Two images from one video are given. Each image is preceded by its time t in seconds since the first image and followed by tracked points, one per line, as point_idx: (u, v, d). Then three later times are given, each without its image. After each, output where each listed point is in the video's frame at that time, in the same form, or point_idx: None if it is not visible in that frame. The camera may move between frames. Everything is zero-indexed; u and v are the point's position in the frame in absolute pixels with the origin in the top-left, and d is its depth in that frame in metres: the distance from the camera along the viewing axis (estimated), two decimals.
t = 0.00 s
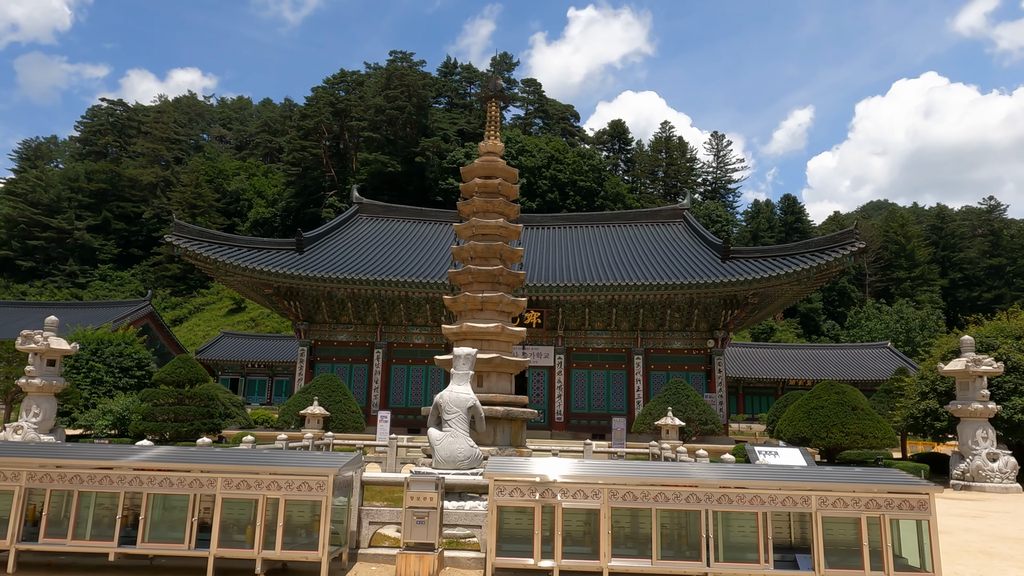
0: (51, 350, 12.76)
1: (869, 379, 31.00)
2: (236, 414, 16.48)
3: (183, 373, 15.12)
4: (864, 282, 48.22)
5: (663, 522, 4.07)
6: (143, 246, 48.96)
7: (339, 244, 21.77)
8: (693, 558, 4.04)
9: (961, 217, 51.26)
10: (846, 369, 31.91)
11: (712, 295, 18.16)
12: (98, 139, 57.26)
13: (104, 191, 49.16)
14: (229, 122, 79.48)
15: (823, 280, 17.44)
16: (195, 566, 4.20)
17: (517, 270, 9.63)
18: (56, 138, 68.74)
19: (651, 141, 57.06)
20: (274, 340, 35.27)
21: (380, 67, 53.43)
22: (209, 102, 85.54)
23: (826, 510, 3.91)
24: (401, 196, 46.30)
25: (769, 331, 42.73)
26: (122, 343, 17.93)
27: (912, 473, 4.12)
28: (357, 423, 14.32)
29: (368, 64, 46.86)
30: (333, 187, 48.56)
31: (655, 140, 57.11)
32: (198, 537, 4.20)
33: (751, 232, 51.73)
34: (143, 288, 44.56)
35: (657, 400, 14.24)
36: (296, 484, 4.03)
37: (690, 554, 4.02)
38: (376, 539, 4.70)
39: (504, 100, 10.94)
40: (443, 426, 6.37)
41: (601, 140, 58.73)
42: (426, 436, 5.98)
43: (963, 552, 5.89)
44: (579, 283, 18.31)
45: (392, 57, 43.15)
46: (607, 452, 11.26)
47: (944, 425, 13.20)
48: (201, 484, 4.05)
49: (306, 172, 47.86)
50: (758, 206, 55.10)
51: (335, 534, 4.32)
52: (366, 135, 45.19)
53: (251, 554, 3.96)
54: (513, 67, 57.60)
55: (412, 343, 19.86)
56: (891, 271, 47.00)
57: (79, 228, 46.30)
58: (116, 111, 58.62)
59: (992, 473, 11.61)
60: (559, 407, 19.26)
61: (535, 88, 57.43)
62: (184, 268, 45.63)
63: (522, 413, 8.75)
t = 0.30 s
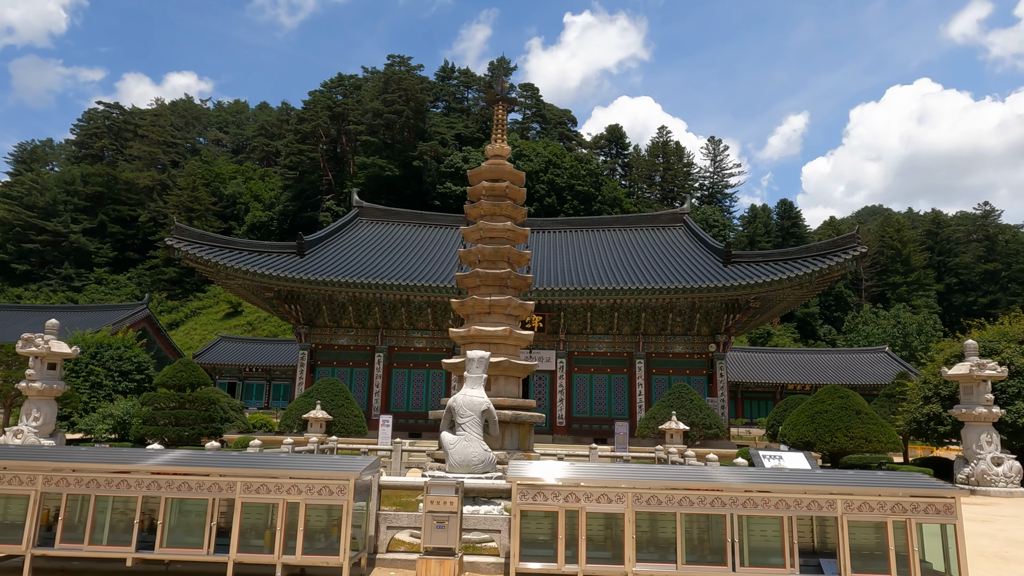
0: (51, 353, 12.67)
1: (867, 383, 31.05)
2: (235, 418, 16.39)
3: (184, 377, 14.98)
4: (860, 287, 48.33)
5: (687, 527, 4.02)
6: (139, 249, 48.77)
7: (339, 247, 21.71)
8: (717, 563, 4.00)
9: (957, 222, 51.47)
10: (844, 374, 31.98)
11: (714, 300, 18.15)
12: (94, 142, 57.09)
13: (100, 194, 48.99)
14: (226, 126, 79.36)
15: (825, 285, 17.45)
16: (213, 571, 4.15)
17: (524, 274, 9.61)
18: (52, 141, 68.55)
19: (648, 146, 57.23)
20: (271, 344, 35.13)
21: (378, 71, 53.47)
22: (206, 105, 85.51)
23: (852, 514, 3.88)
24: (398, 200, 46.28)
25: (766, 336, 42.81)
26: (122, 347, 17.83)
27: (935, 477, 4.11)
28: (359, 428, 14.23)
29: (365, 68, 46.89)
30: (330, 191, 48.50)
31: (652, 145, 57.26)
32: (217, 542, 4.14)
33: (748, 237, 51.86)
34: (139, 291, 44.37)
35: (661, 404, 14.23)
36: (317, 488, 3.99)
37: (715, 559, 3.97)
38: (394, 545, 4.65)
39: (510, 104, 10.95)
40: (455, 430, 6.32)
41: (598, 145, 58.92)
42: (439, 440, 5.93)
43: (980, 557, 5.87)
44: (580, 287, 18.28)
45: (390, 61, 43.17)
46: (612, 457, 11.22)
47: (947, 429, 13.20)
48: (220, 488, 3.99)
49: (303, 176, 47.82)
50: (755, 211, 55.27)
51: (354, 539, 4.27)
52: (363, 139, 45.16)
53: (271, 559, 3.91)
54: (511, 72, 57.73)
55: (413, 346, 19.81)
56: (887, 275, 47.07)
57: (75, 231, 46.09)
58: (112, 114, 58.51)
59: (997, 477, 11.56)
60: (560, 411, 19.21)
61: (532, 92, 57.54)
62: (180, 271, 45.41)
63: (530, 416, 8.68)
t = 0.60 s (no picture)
0: (52, 354, 12.54)
1: (864, 385, 31.10)
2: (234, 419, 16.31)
3: (186, 378, 14.84)
4: (856, 289, 48.43)
5: (711, 531, 3.99)
6: (135, 249, 48.54)
7: (339, 248, 21.62)
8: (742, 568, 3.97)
9: (952, 224, 51.65)
10: (842, 375, 32.03)
11: (715, 301, 18.17)
12: (89, 142, 56.80)
13: (96, 194, 48.76)
14: (222, 126, 79.09)
15: (826, 287, 17.49)
16: None
17: (532, 275, 9.58)
18: (46, 140, 68.20)
19: (644, 148, 57.30)
20: (269, 345, 35.00)
21: (375, 72, 53.39)
22: (201, 105, 85.22)
23: (878, 518, 3.86)
24: (395, 201, 46.22)
25: (763, 338, 42.90)
26: (121, 347, 17.73)
27: (959, 481, 4.11)
28: (362, 430, 14.13)
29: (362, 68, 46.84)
30: (327, 191, 48.42)
31: (649, 147, 57.32)
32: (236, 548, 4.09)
33: (744, 238, 51.99)
34: (134, 292, 44.14)
35: (665, 405, 14.25)
36: (338, 492, 3.95)
37: (739, 564, 3.93)
38: (412, 549, 4.62)
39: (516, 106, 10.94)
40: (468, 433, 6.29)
41: (595, 146, 59.01)
42: (452, 443, 5.90)
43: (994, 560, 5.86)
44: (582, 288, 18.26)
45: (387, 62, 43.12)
46: (618, 459, 11.21)
47: (950, 431, 13.24)
48: (239, 493, 3.95)
49: (300, 176, 47.74)
50: (751, 213, 55.39)
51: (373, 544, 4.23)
52: (360, 139, 45.11)
53: (292, 564, 3.87)
54: (508, 73, 57.76)
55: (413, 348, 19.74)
56: (882, 277, 47.17)
57: (70, 231, 45.86)
58: (107, 114, 58.26)
59: (1001, 479, 11.60)
60: (561, 413, 19.19)
61: (529, 93, 57.57)
62: (176, 272, 45.18)
63: (538, 419, 8.62)
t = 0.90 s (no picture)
0: (55, 352, 12.43)
1: (861, 384, 31.21)
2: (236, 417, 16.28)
3: (189, 376, 14.82)
4: (852, 288, 48.58)
5: (734, 528, 4.01)
6: (131, 246, 48.35)
7: (340, 246, 21.57)
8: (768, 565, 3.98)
9: (947, 224, 51.82)
10: (839, 374, 32.13)
11: (717, 300, 18.21)
12: (84, 138, 56.50)
13: (91, 191, 48.48)
14: (218, 123, 78.75)
15: (827, 286, 17.55)
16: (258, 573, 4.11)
17: (540, 273, 9.60)
18: (41, 137, 67.84)
19: (642, 146, 57.33)
20: (266, 343, 34.92)
21: (372, 69, 53.25)
22: (197, 102, 84.86)
23: (902, 515, 3.89)
24: (392, 199, 46.15)
25: (760, 336, 43.03)
26: (122, 345, 17.66)
27: (980, 480, 4.14)
28: (366, 428, 14.10)
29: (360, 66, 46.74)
30: (324, 189, 48.34)
31: (646, 146, 57.36)
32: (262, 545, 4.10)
33: (741, 237, 52.11)
34: (130, 289, 43.97)
35: (669, 404, 14.28)
36: (364, 490, 3.95)
37: (763, 561, 3.95)
38: (435, 546, 4.64)
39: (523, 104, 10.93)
40: (484, 430, 6.30)
41: (592, 144, 59.04)
42: (469, 441, 5.92)
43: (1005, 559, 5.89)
44: (584, 287, 18.30)
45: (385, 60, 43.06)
46: (624, 457, 11.24)
47: (953, 429, 13.35)
48: (266, 490, 3.95)
49: (297, 174, 47.64)
50: (748, 212, 55.51)
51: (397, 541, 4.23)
52: (358, 137, 45.04)
53: (319, 561, 3.88)
54: (506, 71, 57.73)
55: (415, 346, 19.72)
56: (878, 277, 47.31)
57: (66, 228, 45.66)
58: (103, 111, 57.99)
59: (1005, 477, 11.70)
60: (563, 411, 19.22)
61: (527, 92, 57.55)
62: (173, 269, 44.98)
63: (547, 417, 8.63)
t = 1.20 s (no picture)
0: (55, 352, 12.37)
1: (857, 384, 31.35)
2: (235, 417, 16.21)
3: (190, 376, 14.75)
4: (846, 288, 48.79)
5: (753, 531, 4.02)
6: (125, 245, 48.11)
7: (340, 245, 21.53)
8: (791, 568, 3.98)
9: (941, 224, 52.06)
10: (836, 374, 32.26)
11: (717, 300, 18.26)
12: (78, 136, 56.14)
13: (85, 189, 48.17)
14: (212, 121, 78.33)
15: (826, 287, 17.63)
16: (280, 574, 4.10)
17: (547, 274, 9.59)
18: (34, 134, 67.42)
19: (638, 146, 57.40)
20: (263, 342, 34.81)
21: (368, 68, 53.17)
22: (191, 99, 84.39)
23: (922, 517, 3.91)
24: (388, 198, 46.05)
25: (755, 336, 43.14)
26: (121, 345, 17.60)
27: (997, 483, 4.17)
28: (368, 427, 14.09)
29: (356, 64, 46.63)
30: (320, 187, 48.22)
31: (642, 145, 57.42)
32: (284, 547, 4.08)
33: (736, 237, 52.28)
34: (124, 288, 43.73)
35: (671, 404, 14.32)
36: (386, 492, 3.94)
37: (783, 563, 3.97)
38: (453, 548, 4.64)
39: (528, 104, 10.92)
40: (496, 432, 6.30)
41: (589, 144, 59.09)
42: (482, 442, 5.92)
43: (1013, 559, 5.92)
44: (584, 287, 18.34)
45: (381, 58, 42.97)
46: (626, 458, 11.25)
47: (953, 430, 13.45)
48: (288, 493, 3.93)
49: (292, 172, 47.52)
50: (743, 212, 55.69)
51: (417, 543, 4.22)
52: (354, 136, 44.97)
53: (342, 564, 3.87)
54: (502, 70, 57.72)
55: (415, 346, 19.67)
56: (873, 277, 47.52)
57: (60, 226, 45.39)
58: (97, 108, 57.65)
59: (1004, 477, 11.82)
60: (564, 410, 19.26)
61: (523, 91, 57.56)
62: (167, 268, 44.75)
63: (553, 418, 8.63)
